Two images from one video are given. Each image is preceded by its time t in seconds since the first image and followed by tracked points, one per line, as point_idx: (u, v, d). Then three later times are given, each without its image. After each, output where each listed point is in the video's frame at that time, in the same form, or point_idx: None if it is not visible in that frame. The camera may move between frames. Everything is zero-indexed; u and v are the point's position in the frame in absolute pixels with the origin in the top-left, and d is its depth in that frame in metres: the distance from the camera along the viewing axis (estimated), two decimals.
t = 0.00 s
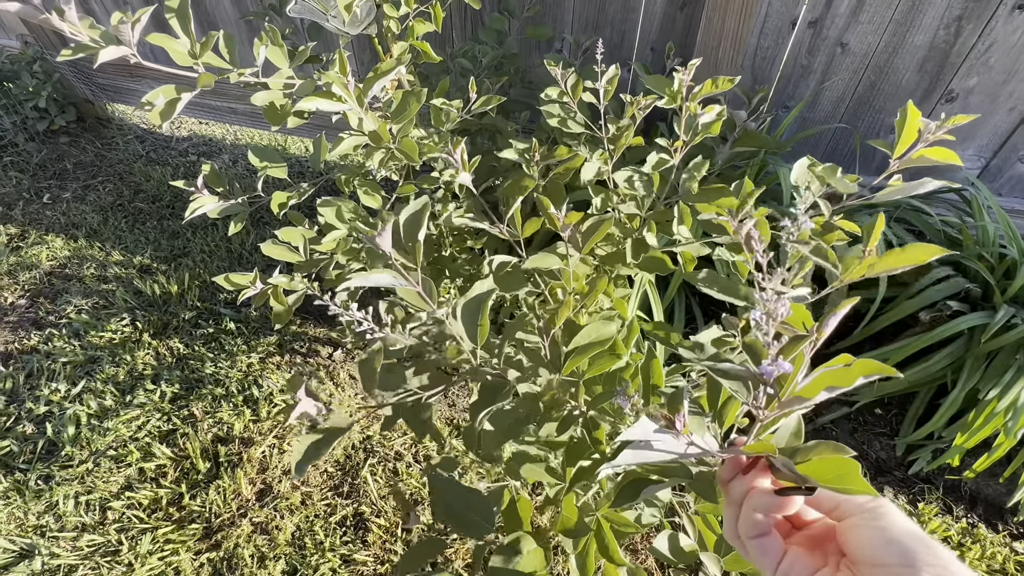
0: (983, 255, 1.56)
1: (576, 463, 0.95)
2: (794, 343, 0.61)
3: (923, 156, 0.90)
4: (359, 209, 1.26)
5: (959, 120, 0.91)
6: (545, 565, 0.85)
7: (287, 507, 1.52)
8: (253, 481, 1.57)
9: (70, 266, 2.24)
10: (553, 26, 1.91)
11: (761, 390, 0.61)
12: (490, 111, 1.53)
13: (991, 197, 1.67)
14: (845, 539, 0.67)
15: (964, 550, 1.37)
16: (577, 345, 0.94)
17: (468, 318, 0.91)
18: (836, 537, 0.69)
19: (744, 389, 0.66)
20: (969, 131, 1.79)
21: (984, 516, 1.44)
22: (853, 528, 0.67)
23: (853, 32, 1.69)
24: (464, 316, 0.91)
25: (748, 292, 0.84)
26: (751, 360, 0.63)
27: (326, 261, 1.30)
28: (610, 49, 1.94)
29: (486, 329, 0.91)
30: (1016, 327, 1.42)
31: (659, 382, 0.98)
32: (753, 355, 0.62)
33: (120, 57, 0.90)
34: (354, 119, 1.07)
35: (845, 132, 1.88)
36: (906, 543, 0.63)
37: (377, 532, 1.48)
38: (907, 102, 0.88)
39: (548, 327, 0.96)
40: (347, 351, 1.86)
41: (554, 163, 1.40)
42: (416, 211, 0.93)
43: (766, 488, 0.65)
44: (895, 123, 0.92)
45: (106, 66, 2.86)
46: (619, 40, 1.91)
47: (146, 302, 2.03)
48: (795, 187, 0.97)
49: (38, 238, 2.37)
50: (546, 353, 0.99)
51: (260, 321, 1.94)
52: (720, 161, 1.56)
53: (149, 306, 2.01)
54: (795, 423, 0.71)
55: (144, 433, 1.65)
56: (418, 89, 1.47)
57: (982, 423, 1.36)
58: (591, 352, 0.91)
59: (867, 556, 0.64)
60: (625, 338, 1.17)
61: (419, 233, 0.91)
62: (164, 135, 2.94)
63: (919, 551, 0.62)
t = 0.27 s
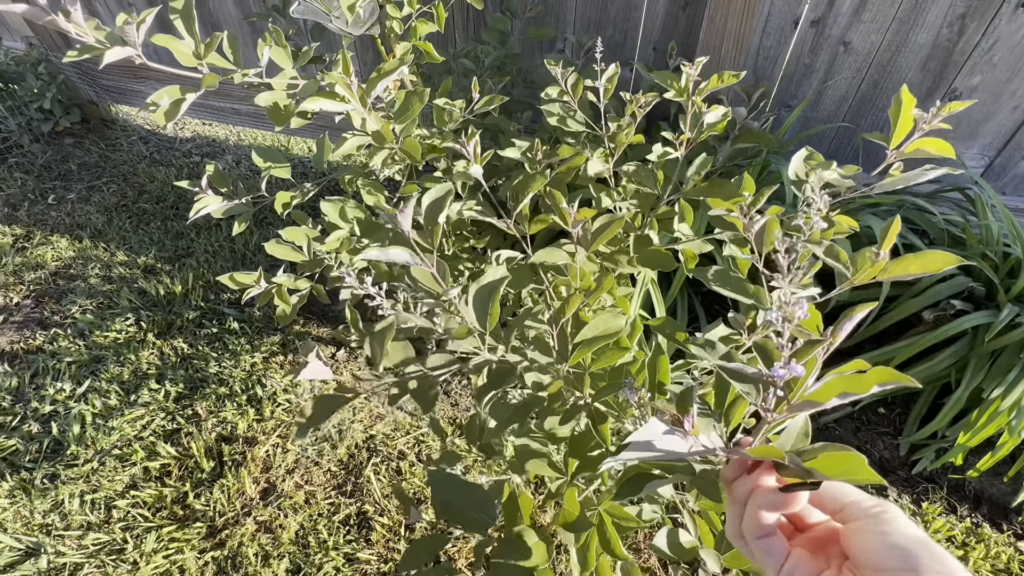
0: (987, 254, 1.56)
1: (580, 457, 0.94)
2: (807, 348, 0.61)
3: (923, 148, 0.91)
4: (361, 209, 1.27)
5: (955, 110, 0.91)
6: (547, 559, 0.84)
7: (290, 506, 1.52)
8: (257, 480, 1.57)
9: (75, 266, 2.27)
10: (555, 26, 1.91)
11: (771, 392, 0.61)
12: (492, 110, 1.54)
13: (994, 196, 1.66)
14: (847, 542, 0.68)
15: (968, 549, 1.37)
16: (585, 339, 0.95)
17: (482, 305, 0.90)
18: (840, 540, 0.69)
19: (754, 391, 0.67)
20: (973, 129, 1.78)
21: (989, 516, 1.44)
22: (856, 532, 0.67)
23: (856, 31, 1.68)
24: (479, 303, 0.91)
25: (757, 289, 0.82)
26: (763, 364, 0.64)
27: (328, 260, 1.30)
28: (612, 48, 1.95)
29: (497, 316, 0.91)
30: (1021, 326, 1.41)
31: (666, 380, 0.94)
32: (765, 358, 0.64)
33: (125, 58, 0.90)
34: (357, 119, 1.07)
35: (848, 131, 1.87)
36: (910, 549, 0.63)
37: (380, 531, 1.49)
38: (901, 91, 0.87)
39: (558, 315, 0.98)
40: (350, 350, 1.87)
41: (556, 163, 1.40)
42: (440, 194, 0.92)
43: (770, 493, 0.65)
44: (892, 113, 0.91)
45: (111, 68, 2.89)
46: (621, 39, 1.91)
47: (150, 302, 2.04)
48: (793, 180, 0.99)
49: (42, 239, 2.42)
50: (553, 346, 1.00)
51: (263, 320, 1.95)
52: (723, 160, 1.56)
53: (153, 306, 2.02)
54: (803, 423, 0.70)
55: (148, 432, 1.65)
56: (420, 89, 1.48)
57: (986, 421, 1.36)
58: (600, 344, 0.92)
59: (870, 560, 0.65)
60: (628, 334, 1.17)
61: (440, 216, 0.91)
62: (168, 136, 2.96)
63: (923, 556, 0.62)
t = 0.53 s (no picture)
0: (991, 252, 1.55)
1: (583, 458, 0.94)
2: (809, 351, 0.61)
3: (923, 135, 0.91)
4: (364, 208, 1.27)
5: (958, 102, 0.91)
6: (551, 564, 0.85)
7: (294, 505, 1.53)
8: (261, 480, 1.58)
9: (80, 266, 2.31)
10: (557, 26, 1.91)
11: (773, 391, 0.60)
12: (494, 110, 1.54)
13: (998, 194, 1.66)
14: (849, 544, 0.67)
15: (973, 549, 1.36)
16: (583, 342, 0.95)
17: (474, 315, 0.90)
18: (842, 541, 0.69)
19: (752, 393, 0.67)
20: (977, 127, 1.78)
21: (994, 515, 1.43)
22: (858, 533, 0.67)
23: (859, 29, 1.68)
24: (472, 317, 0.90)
25: (759, 291, 0.82)
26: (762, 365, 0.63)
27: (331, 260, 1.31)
28: (614, 48, 1.95)
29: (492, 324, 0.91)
30: None
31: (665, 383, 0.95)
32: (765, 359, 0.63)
33: (130, 59, 0.91)
34: (359, 118, 1.07)
35: (851, 130, 1.87)
36: (912, 550, 0.63)
37: (383, 530, 1.49)
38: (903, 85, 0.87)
39: (554, 321, 0.98)
40: (353, 350, 1.87)
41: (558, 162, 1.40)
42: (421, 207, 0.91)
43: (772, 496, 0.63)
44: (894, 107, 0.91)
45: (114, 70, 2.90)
46: (623, 39, 1.92)
47: (154, 303, 2.06)
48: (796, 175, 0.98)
49: (46, 240, 2.46)
50: (552, 349, 1.01)
51: (267, 321, 1.95)
52: (726, 159, 1.56)
53: (157, 306, 2.04)
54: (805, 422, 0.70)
55: (152, 432, 1.66)
56: (422, 89, 1.48)
57: (991, 421, 1.35)
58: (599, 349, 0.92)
59: (871, 561, 0.65)
60: (630, 334, 1.18)
61: (426, 227, 0.90)
62: (171, 137, 2.99)
63: (925, 558, 0.62)
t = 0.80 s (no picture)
0: (997, 251, 1.54)
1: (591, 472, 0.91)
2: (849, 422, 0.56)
3: (936, 150, 0.89)
4: (367, 210, 1.27)
5: (969, 110, 0.90)
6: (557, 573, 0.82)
7: (297, 507, 1.52)
8: (264, 482, 1.58)
9: (84, 269, 2.31)
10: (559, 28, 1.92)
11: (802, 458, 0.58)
12: (497, 111, 1.54)
13: (1004, 193, 1.65)
14: None
15: (982, 551, 1.35)
16: (600, 354, 0.95)
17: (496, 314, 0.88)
18: None
19: (785, 452, 0.64)
20: (982, 126, 1.77)
21: (1002, 517, 1.42)
22: None
23: (863, 28, 1.67)
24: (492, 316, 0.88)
25: (776, 309, 0.84)
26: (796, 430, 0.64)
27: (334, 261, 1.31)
28: (617, 49, 1.95)
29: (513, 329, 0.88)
30: None
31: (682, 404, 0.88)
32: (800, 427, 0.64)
33: (133, 60, 0.91)
34: (362, 119, 1.07)
35: (855, 129, 1.86)
36: None
37: (387, 532, 1.48)
38: (915, 94, 0.88)
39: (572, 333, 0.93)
40: (357, 352, 1.87)
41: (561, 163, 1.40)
42: (453, 203, 0.91)
43: (802, 565, 0.59)
44: (905, 115, 0.91)
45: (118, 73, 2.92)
46: (625, 40, 1.92)
47: (158, 305, 2.07)
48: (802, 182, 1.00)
49: (51, 243, 2.48)
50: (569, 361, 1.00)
51: (270, 323, 1.96)
52: (730, 159, 1.55)
53: (160, 309, 2.05)
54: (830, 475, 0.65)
55: (156, 434, 1.66)
56: (425, 91, 1.48)
57: (999, 421, 1.34)
58: (615, 361, 0.92)
59: None
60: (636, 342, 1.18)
61: (457, 224, 0.89)
62: (175, 141, 3.01)
63: None
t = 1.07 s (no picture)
0: (1003, 252, 1.53)
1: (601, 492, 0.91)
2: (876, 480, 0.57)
3: (942, 153, 0.89)
4: (370, 212, 1.27)
5: (976, 113, 0.89)
6: None
7: (300, 510, 1.52)
8: (267, 484, 1.57)
9: (88, 273, 2.32)
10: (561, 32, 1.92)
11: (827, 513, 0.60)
12: (500, 114, 1.54)
13: (1010, 194, 1.64)
14: None
15: (990, 553, 1.33)
16: (603, 378, 0.94)
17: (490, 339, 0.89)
18: None
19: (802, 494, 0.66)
20: (986, 126, 1.76)
21: (1011, 520, 1.40)
22: None
23: (865, 29, 1.67)
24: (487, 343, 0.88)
25: (780, 321, 0.85)
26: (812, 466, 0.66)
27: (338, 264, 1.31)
28: (619, 53, 1.95)
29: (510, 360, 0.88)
30: None
31: (686, 428, 0.86)
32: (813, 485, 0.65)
33: (137, 63, 0.92)
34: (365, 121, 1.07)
35: (858, 131, 1.86)
36: None
37: (390, 535, 1.48)
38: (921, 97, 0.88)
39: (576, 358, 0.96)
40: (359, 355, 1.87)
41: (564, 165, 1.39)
42: (430, 238, 0.91)
43: None
44: (910, 119, 0.92)
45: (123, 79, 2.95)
46: (627, 42, 1.92)
47: (162, 309, 2.08)
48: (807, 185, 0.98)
49: (56, 247, 2.49)
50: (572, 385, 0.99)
51: (273, 326, 1.96)
52: (733, 161, 1.55)
53: (164, 312, 2.06)
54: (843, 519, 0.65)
55: (159, 437, 1.66)
56: (428, 94, 1.48)
57: (1006, 422, 1.32)
58: (617, 386, 0.90)
59: None
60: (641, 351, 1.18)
61: (437, 261, 0.89)
62: (179, 146, 3.03)
63: None
